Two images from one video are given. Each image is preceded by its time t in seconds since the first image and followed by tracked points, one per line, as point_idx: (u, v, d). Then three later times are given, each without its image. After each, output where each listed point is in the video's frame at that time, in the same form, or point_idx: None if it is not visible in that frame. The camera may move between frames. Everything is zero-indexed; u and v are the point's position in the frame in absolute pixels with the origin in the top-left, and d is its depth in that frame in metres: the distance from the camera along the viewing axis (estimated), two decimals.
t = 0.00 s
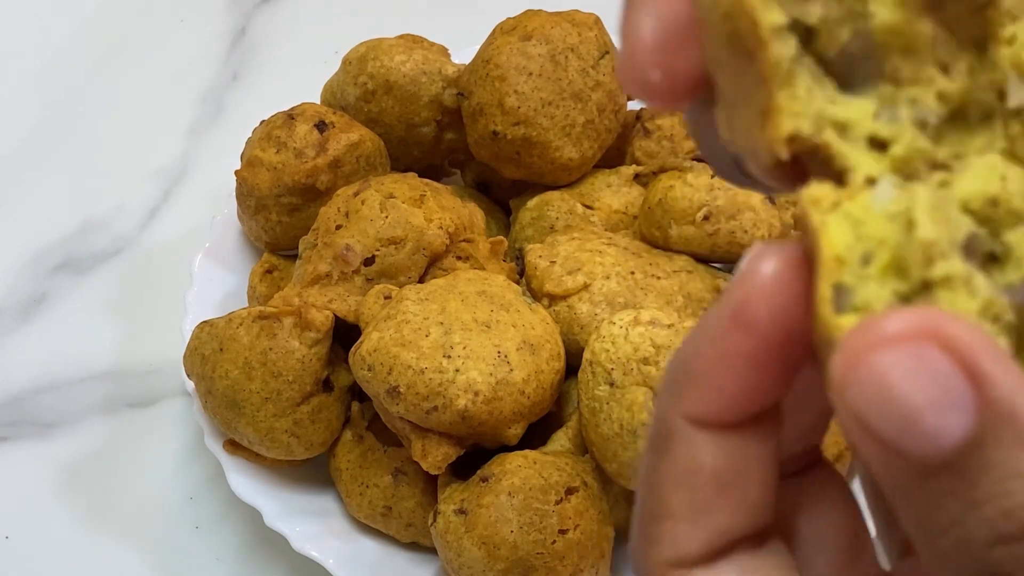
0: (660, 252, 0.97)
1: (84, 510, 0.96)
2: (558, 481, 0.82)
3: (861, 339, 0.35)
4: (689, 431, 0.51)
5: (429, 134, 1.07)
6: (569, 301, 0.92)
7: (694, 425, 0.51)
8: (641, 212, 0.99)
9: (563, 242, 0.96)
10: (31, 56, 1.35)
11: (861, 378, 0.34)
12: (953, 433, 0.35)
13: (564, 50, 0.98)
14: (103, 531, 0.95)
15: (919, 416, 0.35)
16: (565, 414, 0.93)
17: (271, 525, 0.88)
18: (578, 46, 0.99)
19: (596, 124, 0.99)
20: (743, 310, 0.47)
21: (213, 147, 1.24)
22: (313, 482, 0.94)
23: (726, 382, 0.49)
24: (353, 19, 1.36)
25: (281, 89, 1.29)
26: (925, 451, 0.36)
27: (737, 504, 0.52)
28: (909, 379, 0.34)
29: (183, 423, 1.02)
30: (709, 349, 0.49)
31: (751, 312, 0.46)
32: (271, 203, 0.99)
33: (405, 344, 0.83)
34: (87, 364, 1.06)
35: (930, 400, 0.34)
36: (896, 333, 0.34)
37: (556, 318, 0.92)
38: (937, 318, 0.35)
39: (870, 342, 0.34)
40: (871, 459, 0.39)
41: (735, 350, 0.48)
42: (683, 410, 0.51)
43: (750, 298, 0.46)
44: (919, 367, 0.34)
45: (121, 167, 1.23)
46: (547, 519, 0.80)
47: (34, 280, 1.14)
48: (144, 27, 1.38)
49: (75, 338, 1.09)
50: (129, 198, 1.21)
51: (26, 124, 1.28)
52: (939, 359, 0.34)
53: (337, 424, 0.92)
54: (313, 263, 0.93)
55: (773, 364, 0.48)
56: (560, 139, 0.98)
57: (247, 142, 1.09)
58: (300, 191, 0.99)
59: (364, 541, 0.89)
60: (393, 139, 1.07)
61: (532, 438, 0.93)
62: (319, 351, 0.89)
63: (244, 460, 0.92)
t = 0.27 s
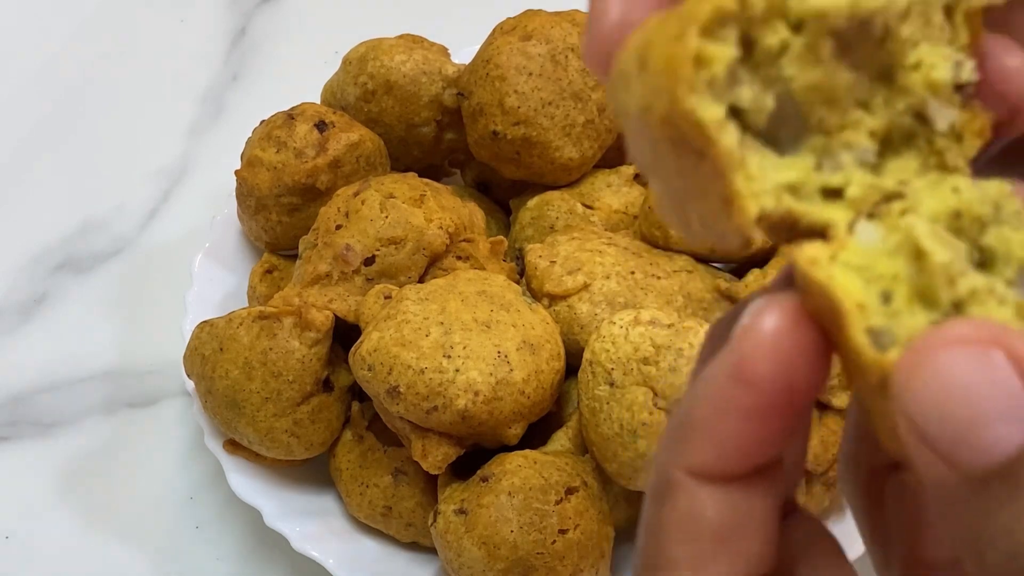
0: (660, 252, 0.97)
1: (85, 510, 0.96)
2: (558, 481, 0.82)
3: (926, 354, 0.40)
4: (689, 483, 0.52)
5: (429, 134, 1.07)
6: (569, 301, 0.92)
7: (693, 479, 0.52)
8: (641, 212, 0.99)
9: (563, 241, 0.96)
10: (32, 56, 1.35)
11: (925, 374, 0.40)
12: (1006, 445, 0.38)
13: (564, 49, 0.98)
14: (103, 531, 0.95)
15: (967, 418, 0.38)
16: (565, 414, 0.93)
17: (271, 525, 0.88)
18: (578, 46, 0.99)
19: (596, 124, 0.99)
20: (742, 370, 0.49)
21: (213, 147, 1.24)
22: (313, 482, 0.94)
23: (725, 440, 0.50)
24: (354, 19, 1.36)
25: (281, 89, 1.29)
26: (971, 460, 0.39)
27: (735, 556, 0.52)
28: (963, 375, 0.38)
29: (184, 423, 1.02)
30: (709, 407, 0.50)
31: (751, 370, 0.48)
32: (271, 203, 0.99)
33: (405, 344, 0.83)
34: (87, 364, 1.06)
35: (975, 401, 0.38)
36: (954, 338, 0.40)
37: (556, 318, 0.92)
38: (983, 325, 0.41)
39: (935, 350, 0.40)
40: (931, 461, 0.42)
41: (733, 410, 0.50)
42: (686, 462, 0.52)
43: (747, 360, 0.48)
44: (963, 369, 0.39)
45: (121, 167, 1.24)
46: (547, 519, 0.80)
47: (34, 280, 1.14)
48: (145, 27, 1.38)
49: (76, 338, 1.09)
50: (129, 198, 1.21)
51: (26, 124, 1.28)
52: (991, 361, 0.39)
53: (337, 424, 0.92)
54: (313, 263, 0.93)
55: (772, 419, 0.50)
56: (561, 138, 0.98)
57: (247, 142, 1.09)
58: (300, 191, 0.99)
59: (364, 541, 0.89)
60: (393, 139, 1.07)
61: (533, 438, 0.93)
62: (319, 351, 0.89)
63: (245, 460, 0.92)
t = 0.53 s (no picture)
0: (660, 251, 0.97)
1: (84, 510, 0.96)
2: (558, 481, 0.82)
3: (1003, 348, 0.41)
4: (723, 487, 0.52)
5: (429, 134, 1.07)
6: (569, 301, 0.92)
7: (726, 483, 0.52)
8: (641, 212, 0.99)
9: (563, 241, 0.95)
10: (32, 55, 1.35)
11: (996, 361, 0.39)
12: None
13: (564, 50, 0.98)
14: (103, 530, 0.95)
15: None
16: (565, 413, 0.93)
17: (272, 525, 0.88)
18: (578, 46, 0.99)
19: (597, 124, 0.99)
20: (790, 387, 0.48)
21: (213, 147, 1.24)
22: (313, 482, 0.94)
23: (763, 452, 0.50)
24: (354, 18, 1.36)
25: (281, 89, 1.29)
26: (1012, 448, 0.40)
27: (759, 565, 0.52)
28: None
29: (183, 423, 1.02)
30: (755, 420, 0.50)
31: (801, 390, 0.48)
32: (271, 203, 0.99)
33: (405, 344, 0.83)
34: (87, 364, 1.06)
35: None
36: None
37: (556, 318, 0.92)
38: None
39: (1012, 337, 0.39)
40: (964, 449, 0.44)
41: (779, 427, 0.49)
42: (725, 467, 0.51)
43: (797, 376, 0.48)
44: None
45: (121, 167, 1.24)
46: (547, 519, 0.80)
47: (34, 280, 1.14)
48: (145, 27, 1.38)
49: (76, 338, 1.09)
50: (129, 198, 1.21)
51: (26, 124, 1.28)
52: None
53: (337, 424, 0.92)
54: (313, 263, 0.93)
55: (816, 441, 0.50)
56: (560, 138, 0.98)
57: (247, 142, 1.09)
58: (300, 191, 0.99)
59: (364, 541, 0.89)
60: (393, 139, 1.07)
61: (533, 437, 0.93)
62: (319, 351, 0.89)
63: (245, 460, 0.92)
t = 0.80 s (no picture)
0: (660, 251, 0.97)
1: (85, 510, 0.96)
2: (558, 481, 0.82)
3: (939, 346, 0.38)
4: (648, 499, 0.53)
5: (429, 134, 1.07)
6: (569, 301, 0.92)
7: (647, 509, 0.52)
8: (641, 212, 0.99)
9: (563, 241, 0.95)
10: (32, 55, 1.35)
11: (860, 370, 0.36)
12: (942, 431, 0.36)
13: (564, 50, 0.99)
14: (103, 530, 0.95)
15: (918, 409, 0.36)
16: (565, 413, 0.93)
17: (271, 526, 0.88)
18: (578, 46, 0.99)
19: (596, 124, 0.99)
20: (689, 407, 0.51)
21: (213, 147, 1.24)
22: (313, 482, 0.94)
23: (677, 473, 0.51)
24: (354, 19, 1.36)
25: (281, 89, 1.29)
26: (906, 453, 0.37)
27: None
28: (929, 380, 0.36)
29: (183, 423, 1.02)
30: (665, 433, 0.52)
31: (698, 392, 0.50)
32: (271, 203, 0.99)
33: (405, 344, 0.83)
34: (87, 363, 1.06)
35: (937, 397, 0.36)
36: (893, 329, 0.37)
37: (556, 318, 0.93)
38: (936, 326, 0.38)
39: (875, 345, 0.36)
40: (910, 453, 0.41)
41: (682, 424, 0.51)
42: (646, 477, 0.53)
43: (694, 396, 0.51)
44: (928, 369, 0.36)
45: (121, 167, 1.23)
46: (547, 519, 0.80)
47: (34, 280, 1.14)
48: (144, 27, 1.38)
49: (76, 338, 1.09)
50: (129, 198, 1.21)
51: (26, 124, 1.28)
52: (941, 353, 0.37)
53: (337, 424, 0.92)
54: (313, 263, 0.93)
55: (723, 454, 0.52)
56: (560, 139, 0.98)
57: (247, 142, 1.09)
58: (300, 191, 0.99)
59: (364, 541, 0.89)
60: (393, 139, 1.07)
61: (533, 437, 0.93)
62: (319, 351, 0.89)
63: (245, 461, 0.92)
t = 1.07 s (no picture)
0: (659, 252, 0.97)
1: (85, 510, 0.96)
2: (558, 481, 0.82)
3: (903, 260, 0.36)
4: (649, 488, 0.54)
5: (429, 134, 1.07)
6: (569, 301, 0.92)
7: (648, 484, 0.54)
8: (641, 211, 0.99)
9: (563, 241, 0.95)
10: (32, 55, 1.35)
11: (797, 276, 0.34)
12: (890, 316, 0.34)
13: (563, 50, 0.99)
14: (103, 530, 0.95)
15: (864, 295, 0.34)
16: (565, 413, 0.93)
17: (271, 525, 0.88)
18: (578, 46, 0.99)
19: (596, 124, 0.99)
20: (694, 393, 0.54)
21: (213, 147, 1.24)
22: (313, 482, 0.94)
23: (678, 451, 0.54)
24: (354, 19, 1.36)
25: (281, 89, 1.29)
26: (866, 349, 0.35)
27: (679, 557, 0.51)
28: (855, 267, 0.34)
29: (183, 422, 1.02)
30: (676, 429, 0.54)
31: (702, 383, 0.54)
32: (271, 203, 0.99)
33: (405, 344, 0.83)
34: (87, 363, 1.06)
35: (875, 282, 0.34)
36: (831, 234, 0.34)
37: (556, 318, 0.93)
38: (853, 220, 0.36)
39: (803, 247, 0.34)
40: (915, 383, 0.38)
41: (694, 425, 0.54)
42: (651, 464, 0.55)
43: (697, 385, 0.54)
44: (847, 260, 0.34)
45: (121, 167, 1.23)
46: (547, 519, 0.80)
47: (34, 280, 1.14)
48: (144, 27, 1.38)
49: (76, 338, 1.09)
50: (129, 198, 1.21)
51: (26, 124, 1.28)
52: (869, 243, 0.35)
53: (337, 424, 0.92)
54: (313, 263, 0.93)
55: (727, 440, 0.54)
56: (560, 138, 0.98)
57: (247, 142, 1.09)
58: (300, 190, 0.99)
59: (364, 541, 0.89)
60: (393, 139, 1.07)
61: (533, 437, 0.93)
62: (319, 351, 0.89)
63: (245, 460, 0.92)
